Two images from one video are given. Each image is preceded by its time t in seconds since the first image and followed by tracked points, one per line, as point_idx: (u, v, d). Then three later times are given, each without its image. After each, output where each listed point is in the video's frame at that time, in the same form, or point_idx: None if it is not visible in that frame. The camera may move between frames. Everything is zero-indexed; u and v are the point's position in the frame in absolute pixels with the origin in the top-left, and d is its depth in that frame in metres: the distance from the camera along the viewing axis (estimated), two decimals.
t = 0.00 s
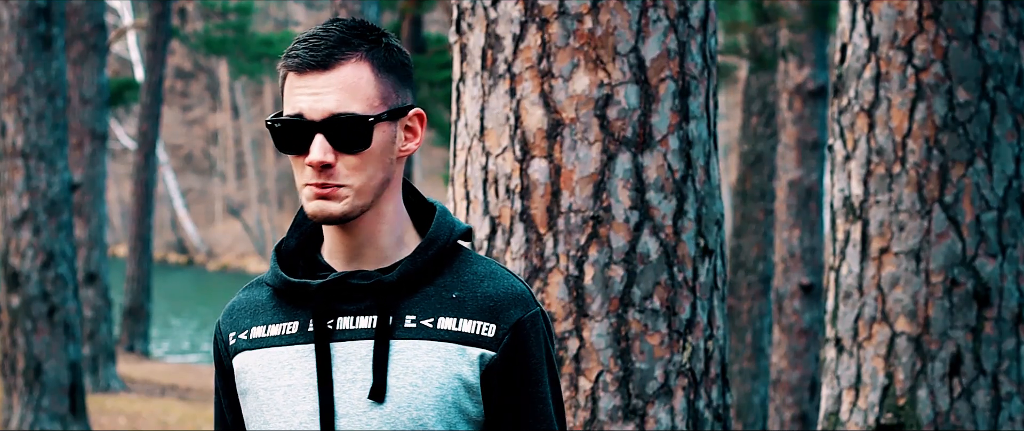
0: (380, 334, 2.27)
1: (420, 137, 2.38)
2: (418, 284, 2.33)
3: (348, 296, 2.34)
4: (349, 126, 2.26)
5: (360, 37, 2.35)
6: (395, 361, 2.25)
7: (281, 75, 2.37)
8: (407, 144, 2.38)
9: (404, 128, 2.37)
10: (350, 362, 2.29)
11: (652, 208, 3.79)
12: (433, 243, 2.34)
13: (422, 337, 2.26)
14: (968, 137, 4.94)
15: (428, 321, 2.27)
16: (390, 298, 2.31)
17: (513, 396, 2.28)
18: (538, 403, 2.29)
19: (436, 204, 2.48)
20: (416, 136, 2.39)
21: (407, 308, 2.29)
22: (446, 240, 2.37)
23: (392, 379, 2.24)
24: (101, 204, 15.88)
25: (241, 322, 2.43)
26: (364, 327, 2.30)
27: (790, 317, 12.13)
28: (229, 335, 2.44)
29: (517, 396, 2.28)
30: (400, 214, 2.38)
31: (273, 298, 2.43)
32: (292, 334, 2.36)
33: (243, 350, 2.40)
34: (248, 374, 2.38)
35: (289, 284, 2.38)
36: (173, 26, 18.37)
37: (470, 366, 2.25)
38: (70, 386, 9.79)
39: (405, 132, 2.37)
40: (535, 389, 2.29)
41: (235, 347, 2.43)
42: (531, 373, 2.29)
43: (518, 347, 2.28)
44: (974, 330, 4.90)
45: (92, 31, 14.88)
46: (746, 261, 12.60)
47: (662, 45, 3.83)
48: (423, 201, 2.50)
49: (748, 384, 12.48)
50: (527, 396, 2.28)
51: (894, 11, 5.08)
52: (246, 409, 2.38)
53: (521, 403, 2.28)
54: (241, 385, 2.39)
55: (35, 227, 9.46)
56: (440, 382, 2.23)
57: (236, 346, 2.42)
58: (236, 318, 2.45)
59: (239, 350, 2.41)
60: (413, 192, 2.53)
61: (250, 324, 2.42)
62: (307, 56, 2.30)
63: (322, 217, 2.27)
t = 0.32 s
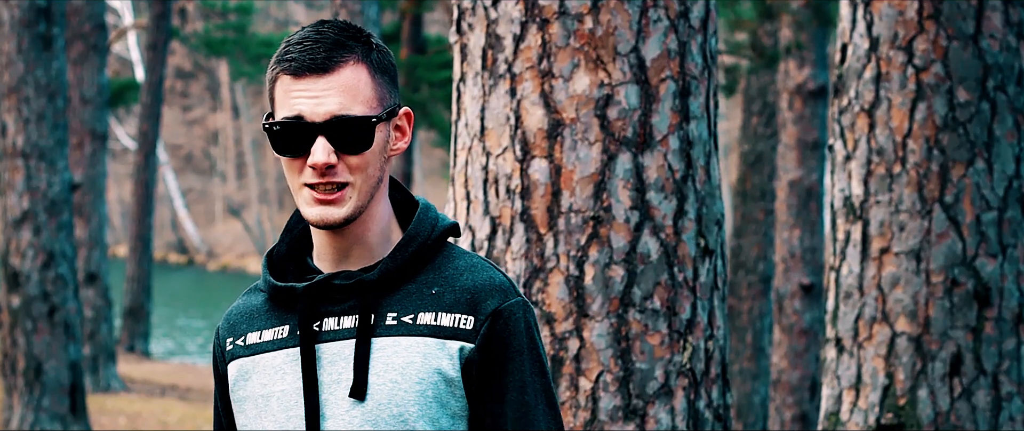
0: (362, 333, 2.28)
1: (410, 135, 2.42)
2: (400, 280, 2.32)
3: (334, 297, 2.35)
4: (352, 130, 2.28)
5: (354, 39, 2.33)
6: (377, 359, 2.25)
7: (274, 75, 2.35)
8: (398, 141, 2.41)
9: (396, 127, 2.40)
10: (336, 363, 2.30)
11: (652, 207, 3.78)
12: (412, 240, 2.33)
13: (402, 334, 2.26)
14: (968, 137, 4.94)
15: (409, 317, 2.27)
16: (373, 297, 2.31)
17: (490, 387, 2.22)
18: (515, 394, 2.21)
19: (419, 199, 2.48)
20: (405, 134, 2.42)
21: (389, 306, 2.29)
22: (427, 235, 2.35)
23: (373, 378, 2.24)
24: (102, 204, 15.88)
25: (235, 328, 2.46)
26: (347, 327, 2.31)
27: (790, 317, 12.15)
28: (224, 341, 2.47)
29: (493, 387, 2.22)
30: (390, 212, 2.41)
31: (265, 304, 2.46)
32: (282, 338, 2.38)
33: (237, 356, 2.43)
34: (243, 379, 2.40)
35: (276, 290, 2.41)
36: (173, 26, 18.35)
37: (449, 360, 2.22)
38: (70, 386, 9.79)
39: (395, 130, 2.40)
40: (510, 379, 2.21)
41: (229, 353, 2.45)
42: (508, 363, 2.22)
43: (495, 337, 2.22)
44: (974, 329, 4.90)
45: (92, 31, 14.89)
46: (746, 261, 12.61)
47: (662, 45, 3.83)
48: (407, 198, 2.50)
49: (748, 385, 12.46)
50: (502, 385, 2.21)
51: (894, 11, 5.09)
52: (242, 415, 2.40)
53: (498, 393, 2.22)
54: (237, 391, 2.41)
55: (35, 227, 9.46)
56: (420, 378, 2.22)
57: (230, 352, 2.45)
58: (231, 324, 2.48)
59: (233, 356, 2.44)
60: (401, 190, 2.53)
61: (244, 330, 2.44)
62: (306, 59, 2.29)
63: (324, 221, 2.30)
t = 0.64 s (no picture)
0: (362, 330, 2.28)
1: (408, 131, 2.44)
2: (401, 278, 2.33)
3: (334, 293, 2.36)
4: (348, 132, 2.28)
5: (343, 41, 2.34)
6: (376, 355, 2.25)
7: (268, 87, 2.36)
8: (396, 137, 2.42)
9: (393, 124, 2.41)
10: (336, 359, 2.30)
11: (651, 207, 3.78)
12: (414, 239, 2.34)
13: (402, 330, 2.26)
14: (968, 137, 4.94)
15: (409, 314, 2.27)
16: (374, 294, 2.32)
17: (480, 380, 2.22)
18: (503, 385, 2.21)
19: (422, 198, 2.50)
20: (403, 130, 2.44)
21: (389, 303, 2.30)
22: (428, 232, 2.36)
23: (373, 374, 2.24)
24: (102, 204, 15.89)
25: (239, 319, 2.48)
26: (349, 323, 2.32)
27: (790, 317, 12.17)
28: (226, 330, 2.49)
29: (485, 378, 2.21)
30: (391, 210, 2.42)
31: (269, 299, 2.48)
32: (285, 333, 2.39)
33: (238, 347, 2.44)
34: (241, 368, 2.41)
35: (280, 287, 2.42)
36: (173, 26, 18.34)
37: (449, 355, 2.22)
38: (70, 386, 9.79)
39: (393, 126, 2.42)
40: (501, 372, 2.21)
41: (230, 342, 2.46)
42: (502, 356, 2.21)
43: (491, 330, 2.22)
44: (974, 330, 4.90)
45: (92, 31, 14.87)
46: (746, 261, 12.60)
47: (662, 45, 3.83)
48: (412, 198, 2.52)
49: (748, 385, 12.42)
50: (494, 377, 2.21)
51: (894, 11, 5.10)
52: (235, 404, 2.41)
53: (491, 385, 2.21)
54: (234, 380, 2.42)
55: (35, 227, 9.46)
56: (420, 373, 2.22)
57: (231, 342, 2.46)
58: (235, 316, 2.50)
59: (234, 346, 2.45)
60: (404, 189, 2.55)
61: (248, 322, 2.46)
62: (297, 66, 2.30)
63: (329, 223, 2.30)
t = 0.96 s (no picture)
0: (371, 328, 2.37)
1: (398, 131, 2.45)
2: (406, 279, 2.42)
3: (340, 293, 2.45)
4: (331, 144, 2.31)
5: (318, 55, 2.38)
6: (384, 353, 2.34)
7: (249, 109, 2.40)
8: (388, 140, 2.44)
9: (382, 126, 2.43)
10: (341, 355, 2.39)
11: (652, 207, 3.78)
12: (420, 240, 2.43)
13: (408, 330, 2.35)
14: (968, 137, 4.94)
15: (415, 314, 2.36)
16: (380, 294, 2.41)
17: (492, 385, 2.28)
18: (514, 391, 2.27)
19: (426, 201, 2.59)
20: (394, 132, 2.45)
21: (396, 303, 2.39)
22: (433, 236, 2.45)
23: (380, 372, 2.33)
24: (102, 204, 15.90)
25: (241, 305, 2.57)
26: (354, 321, 2.41)
27: (790, 317, 12.16)
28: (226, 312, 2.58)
29: (496, 385, 2.28)
30: (388, 215, 2.46)
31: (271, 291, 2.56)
32: (290, 327, 2.47)
33: (236, 329, 2.53)
34: (238, 350, 2.50)
35: (283, 283, 2.49)
36: (172, 26, 18.33)
37: (455, 358, 2.31)
38: (70, 386, 9.79)
39: (383, 130, 2.44)
40: (513, 377, 2.28)
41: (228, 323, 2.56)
42: (512, 361, 2.28)
43: (502, 335, 2.30)
44: (974, 330, 4.90)
45: (92, 31, 14.87)
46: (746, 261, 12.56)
47: (662, 45, 3.83)
48: (416, 200, 2.60)
49: (748, 385, 12.33)
50: (503, 383, 2.27)
51: (894, 11, 5.10)
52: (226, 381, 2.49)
53: (501, 391, 2.27)
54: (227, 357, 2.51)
55: (35, 227, 9.48)
56: (425, 374, 2.31)
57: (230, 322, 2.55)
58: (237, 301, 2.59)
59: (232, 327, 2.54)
60: (404, 190, 2.63)
61: (251, 308, 2.55)
62: (274, 85, 2.34)
63: (322, 236, 2.32)
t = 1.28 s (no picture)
0: (382, 329, 2.38)
1: (399, 133, 2.47)
2: (415, 280, 2.43)
3: (350, 295, 2.45)
4: (332, 148, 2.32)
5: (315, 58, 2.38)
6: (397, 356, 2.35)
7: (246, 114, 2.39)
8: (388, 143, 2.47)
9: (382, 129, 2.45)
10: (353, 356, 2.40)
11: (652, 207, 3.78)
12: (429, 241, 2.44)
13: (421, 332, 2.36)
14: (968, 137, 4.95)
15: (427, 316, 2.37)
16: (391, 296, 2.42)
17: (513, 388, 2.28)
18: (538, 393, 2.28)
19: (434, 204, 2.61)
20: (394, 134, 2.48)
21: (408, 305, 2.40)
22: (441, 237, 2.46)
23: (394, 374, 2.33)
24: (101, 204, 15.89)
25: (248, 309, 2.56)
26: (365, 323, 2.42)
27: (790, 317, 12.16)
28: (231, 318, 2.56)
29: (518, 386, 2.27)
30: (393, 217, 2.47)
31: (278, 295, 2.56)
32: (298, 328, 2.47)
33: (244, 333, 2.51)
34: (246, 353, 2.48)
35: (291, 286, 2.49)
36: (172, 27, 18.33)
37: (469, 359, 2.31)
38: (70, 386, 9.76)
39: (383, 132, 2.46)
40: (534, 378, 2.28)
41: (234, 328, 2.54)
42: (531, 361, 2.29)
43: (516, 334, 2.31)
44: (974, 330, 4.90)
45: (92, 31, 14.88)
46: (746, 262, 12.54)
47: (662, 45, 3.83)
48: (423, 204, 2.63)
49: (748, 385, 12.32)
50: (524, 384, 2.27)
51: (894, 11, 5.10)
52: (234, 387, 2.47)
53: (521, 393, 2.27)
54: (234, 362, 2.49)
55: (35, 227, 9.47)
56: (439, 375, 2.31)
57: (236, 328, 2.53)
58: (243, 306, 2.58)
59: (240, 332, 2.52)
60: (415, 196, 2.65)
61: (257, 312, 2.54)
62: (270, 88, 2.33)
63: (324, 240, 2.32)
